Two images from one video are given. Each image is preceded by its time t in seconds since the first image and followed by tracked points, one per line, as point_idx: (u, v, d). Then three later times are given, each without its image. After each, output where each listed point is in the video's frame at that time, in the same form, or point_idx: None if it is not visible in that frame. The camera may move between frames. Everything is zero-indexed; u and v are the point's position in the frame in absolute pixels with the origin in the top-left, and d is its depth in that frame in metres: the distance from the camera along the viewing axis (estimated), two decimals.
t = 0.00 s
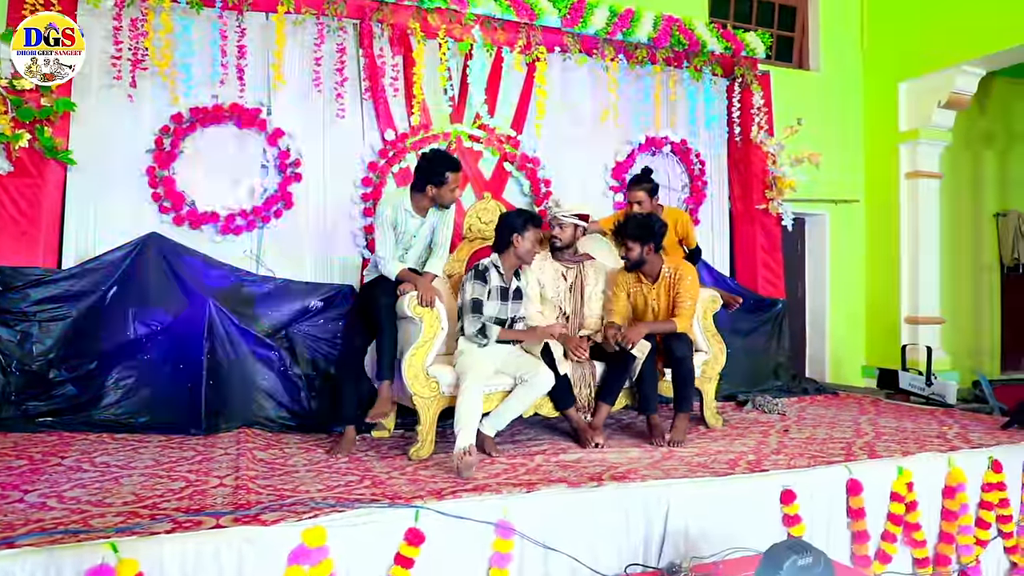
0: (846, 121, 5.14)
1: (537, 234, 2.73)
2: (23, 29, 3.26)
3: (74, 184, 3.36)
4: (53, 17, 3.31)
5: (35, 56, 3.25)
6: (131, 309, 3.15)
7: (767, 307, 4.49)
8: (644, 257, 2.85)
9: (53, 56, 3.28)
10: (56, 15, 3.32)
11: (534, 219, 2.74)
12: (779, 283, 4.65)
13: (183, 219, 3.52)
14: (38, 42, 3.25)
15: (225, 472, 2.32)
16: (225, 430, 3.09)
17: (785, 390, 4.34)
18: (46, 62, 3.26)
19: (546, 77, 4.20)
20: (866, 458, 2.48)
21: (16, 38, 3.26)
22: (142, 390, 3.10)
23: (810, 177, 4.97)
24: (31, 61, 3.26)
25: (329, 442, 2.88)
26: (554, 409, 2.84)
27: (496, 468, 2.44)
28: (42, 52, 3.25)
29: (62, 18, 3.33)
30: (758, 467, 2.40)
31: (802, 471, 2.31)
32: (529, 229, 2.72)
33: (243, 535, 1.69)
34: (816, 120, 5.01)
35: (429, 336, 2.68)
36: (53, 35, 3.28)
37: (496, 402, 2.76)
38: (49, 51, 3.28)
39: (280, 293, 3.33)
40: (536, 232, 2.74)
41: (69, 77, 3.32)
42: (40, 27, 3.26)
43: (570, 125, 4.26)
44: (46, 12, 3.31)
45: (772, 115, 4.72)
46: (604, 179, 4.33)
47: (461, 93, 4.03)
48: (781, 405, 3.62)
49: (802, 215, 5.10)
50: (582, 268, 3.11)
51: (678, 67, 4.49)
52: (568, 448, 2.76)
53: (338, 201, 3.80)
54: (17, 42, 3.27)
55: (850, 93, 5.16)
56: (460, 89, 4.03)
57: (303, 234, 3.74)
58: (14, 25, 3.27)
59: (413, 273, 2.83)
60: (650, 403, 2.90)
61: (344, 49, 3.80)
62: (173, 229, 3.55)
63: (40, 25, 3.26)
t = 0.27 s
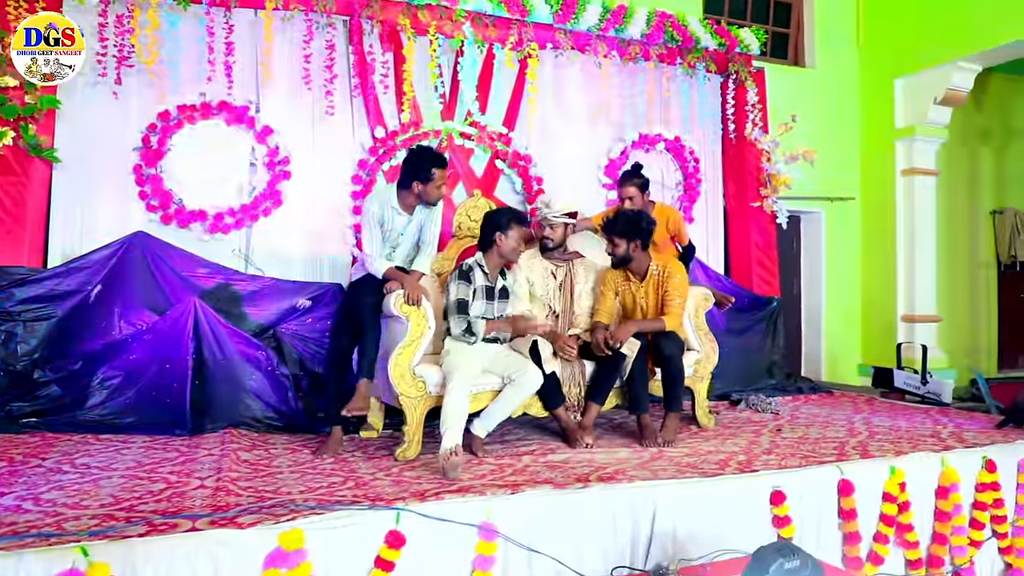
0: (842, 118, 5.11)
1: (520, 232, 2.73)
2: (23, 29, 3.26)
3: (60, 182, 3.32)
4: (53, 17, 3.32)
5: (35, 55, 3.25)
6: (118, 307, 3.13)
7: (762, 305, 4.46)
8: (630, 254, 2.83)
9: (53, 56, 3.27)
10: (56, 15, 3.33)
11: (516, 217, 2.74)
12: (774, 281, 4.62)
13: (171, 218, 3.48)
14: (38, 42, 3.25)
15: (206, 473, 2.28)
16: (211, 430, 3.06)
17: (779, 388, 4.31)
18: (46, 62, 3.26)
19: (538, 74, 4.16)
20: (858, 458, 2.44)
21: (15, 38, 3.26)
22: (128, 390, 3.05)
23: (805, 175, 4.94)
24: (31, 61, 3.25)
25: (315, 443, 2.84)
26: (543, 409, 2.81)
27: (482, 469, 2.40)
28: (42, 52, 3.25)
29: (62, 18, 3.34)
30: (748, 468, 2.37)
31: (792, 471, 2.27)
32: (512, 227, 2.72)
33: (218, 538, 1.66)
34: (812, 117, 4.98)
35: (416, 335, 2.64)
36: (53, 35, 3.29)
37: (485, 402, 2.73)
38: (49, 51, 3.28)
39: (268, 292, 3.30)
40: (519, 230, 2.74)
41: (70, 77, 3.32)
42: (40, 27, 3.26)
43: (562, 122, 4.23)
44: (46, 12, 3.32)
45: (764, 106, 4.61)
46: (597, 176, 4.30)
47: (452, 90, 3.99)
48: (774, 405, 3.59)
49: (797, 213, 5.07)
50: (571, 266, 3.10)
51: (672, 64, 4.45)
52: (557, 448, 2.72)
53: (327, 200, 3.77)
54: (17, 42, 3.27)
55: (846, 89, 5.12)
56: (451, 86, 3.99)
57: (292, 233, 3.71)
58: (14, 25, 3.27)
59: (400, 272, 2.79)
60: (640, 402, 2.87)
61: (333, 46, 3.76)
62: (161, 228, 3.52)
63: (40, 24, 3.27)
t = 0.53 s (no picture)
0: (836, 114, 5.05)
1: (499, 229, 2.70)
2: (23, 29, 3.29)
3: (38, 180, 3.29)
4: (53, 17, 3.34)
5: (35, 56, 3.25)
6: (96, 306, 3.08)
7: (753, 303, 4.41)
8: (612, 251, 2.79)
9: (53, 56, 3.28)
10: (56, 15, 3.35)
11: (496, 214, 2.71)
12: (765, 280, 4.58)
13: (152, 216, 3.45)
14: (38, 42, 3.27)
15: (178, 476, 2.24)
16: (189, 431, 3.02)
17: (770, 388, 4.26)
18: (46, 62, 3.26)
19: (526, 71, 4.11)
20: (843, 459, 2.40)
21: (17, 38, 3.28)
22: (106, 391, 3.01)
23: (797, 172, 4.89)
24: (31, 61, 3.26)
25: (294, 444, 2.80)
26: (525, 409, 2.77)
27: (460, 471, 2.36)
28: (42, 52, 3.25)
29: (62, 18, 3.36)
30: (731, 469, 2.32)
31: (775, 473, 2.22)
32: (491, 224, 2.69)
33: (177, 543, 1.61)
34: (805, 113, 4.93)
35: (395, 334, 2.60)
36: (53, 35, 3.30)
37: (466, 402, 2.68)
38: (49, 51, 3.28)
39: (249, 291, 3.25)
40: (498, 227, 2.71)
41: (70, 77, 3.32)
42: (40, 27, 3.29)
43: (549, 119, 4.18)
44: (46, 13, 3.33)
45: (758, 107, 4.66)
46: (585, 173, 4.25)
47: (438, 87, 3.94)
48: (763, 404, 3.54)
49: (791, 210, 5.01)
50: (555, 264, 3.03)
51: (661, 60, 4.42)
52: (539, 449, 2.68)
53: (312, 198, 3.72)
54: (18, 42, 3.29)
55: (839, 85, 5.07)
56: (437, 82, 3.95)
57: (276, 231, 3.67)
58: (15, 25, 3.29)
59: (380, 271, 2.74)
60: (625, 402, 2.82)
61: (316, 42, 3.71)
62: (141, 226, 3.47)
63: (40, 24, 3.30)
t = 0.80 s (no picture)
0: (831, 111, 4.99)
1: (483, 228, 2.68)
2: (23, 29, 3.28)
3: (13, 178, 3.22)
4: (54, 17, 3.32)
5: (35, 55, 3.23)
6: (71, 306, 3.01)
7: (744, 302, 4.35)
8: (593, 249, 2.76)
9: (53, 56, 3.25)
10: (56, 15, 3.33)
11: (479, 212, 2.69)
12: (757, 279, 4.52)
13: (131, 215, 3.40)
14: (38, 42, 3.25)
15: (144, 480, 2.19)
16: (163, 433, 2.98)
17: (760, 389, 4.20)
18: (46, 62, 3.24)
19: (513, 67, 4.06)
20: (828, 463, 2.34)
21: (17, 39, 3.27)
22: (81, 393, 2.95)
23: (790, 170, 4.82)
24: (32, 61, 3.24)
25: (270, 447, 2.74)
26: (506, 412, 2.71)
27: (435, 475, 2.30)
28: (43, 51, 3.23)
29: (63, 19, 3.33)
30: (712, 474, 2.26)
31: (757, 478, 2.16)
32: (475, 222, 2.67)
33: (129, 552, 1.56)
34: (798, 109, 4.86)
35: (371, 335, 2.55)
36: (53, 35, 3.27)
37: (445, 404, 2.63)
38: (49, 51, 3.26)
39: (228, 291, 3.18)
40: (482, 225, 2.69)
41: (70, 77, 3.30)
42: (40, 27, 3.27)
43: (537, 115, 4.12)
44: (48, 13, 3.32)
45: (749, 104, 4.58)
46: (574, 170, 4.19)
47: (423, 84, 3.89)
48: (752, 406, 3.48)
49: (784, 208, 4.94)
50: (538, 264, 2.95)
51: (651, 56, 4.36)
52: (519, 453, 2.62)
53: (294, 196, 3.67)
54: (18, 42, 3.27)
55: (833, 82, 5.00)
56: (422, 79, 3.89)
57: (258, 231, 3.61)
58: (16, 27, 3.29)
59: (357, 270, 2.69)
60: (607, 404, 2.77)
61: (299, 38, 3.66)
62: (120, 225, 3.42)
63: (41, 25, 3.28)
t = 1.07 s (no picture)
0: (825, 107, 4.92)
1: (465, 225, 2.59)
2: (23, 29, 3.23)
3: None
4: (54, 17, 3.27)
5: (35, 55, 3.19)
6: (45, 307, 2.94)
7: (736, 301, 4.29)
8: (574, 248, 2.72)
9: (53, 56, 3.21)
10: (56, 15, 3.28)
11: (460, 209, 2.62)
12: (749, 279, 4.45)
13: (109, 214, 3.34)
14: (38, 42, 3.19)
15: (108, 485, 2.13)
16: (137, 436, 2.91)
17: (751, 390, 4.14)
18: (45, 62, 3.20)
19: (499, 63, 3.99)
20: (813, 467, 2.28)
21: (16, 38, 3.23)
22: (55, 394, 2.89)
23: (783, 167, 4.76)
24: (32, 62, 3.20)
25: (245, 450, 2.69)
26: (485, 414, 2.65)
27: (408, 480, 2.25)
28: (42, 52, 3.19)
29: (63, 19, 3.28)
30: (693, 479, 2.20)
31: (738, 484, 2.10)
32: (456, 219, 2.59)
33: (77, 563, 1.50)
34: (791, 105, 4.80)
35: (345, 335, 2.49)
36: (53, 35, 3.22)
37: (422, 406, 2.56)
38: (49, 51, 3.21)
39: (205, 291, 3.11)
40: (464, 223, 2.60)
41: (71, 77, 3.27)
42: (40, 27, 3.22)
43: (525, 112, 4.05)
44: (47, 13, 3.27)
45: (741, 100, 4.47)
46: (562, 167, 4.14)
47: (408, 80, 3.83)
48: (740, 407, 3.42)
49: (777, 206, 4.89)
50: (521, 263, 2.90)
51: (641, 52, 4.29)
52: (498, 456, 2.56)
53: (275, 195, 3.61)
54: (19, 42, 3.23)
55: (827, 78, 4.93)
56: (407, 75, 3.82)
57: (238, 229, 3.55)
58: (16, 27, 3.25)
59: (333, 269, 2.63)
60: (590, 406, 2.71)
61: (280, 33, 3.59)
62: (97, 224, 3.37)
63: (41, 25, 3.23)
